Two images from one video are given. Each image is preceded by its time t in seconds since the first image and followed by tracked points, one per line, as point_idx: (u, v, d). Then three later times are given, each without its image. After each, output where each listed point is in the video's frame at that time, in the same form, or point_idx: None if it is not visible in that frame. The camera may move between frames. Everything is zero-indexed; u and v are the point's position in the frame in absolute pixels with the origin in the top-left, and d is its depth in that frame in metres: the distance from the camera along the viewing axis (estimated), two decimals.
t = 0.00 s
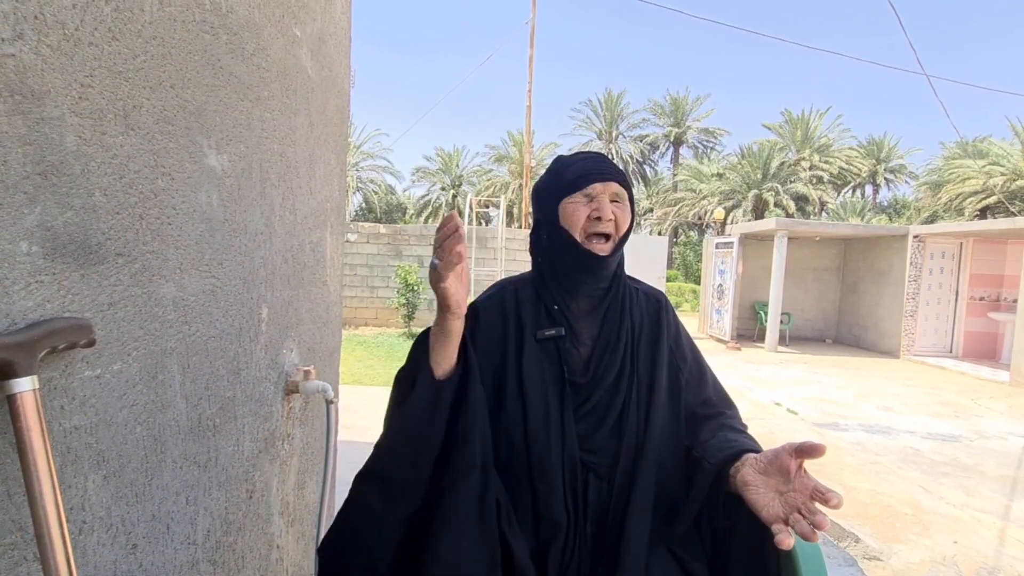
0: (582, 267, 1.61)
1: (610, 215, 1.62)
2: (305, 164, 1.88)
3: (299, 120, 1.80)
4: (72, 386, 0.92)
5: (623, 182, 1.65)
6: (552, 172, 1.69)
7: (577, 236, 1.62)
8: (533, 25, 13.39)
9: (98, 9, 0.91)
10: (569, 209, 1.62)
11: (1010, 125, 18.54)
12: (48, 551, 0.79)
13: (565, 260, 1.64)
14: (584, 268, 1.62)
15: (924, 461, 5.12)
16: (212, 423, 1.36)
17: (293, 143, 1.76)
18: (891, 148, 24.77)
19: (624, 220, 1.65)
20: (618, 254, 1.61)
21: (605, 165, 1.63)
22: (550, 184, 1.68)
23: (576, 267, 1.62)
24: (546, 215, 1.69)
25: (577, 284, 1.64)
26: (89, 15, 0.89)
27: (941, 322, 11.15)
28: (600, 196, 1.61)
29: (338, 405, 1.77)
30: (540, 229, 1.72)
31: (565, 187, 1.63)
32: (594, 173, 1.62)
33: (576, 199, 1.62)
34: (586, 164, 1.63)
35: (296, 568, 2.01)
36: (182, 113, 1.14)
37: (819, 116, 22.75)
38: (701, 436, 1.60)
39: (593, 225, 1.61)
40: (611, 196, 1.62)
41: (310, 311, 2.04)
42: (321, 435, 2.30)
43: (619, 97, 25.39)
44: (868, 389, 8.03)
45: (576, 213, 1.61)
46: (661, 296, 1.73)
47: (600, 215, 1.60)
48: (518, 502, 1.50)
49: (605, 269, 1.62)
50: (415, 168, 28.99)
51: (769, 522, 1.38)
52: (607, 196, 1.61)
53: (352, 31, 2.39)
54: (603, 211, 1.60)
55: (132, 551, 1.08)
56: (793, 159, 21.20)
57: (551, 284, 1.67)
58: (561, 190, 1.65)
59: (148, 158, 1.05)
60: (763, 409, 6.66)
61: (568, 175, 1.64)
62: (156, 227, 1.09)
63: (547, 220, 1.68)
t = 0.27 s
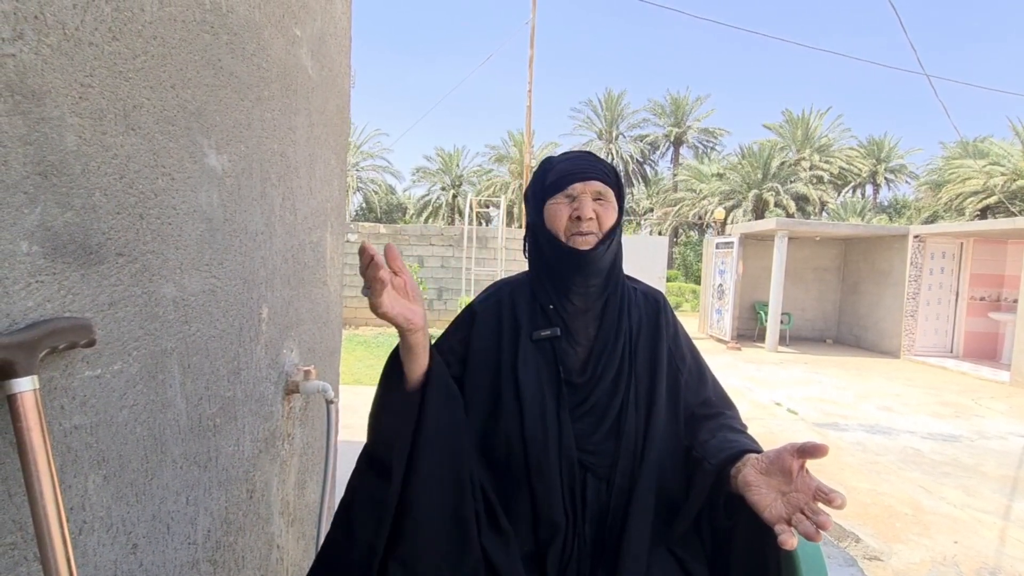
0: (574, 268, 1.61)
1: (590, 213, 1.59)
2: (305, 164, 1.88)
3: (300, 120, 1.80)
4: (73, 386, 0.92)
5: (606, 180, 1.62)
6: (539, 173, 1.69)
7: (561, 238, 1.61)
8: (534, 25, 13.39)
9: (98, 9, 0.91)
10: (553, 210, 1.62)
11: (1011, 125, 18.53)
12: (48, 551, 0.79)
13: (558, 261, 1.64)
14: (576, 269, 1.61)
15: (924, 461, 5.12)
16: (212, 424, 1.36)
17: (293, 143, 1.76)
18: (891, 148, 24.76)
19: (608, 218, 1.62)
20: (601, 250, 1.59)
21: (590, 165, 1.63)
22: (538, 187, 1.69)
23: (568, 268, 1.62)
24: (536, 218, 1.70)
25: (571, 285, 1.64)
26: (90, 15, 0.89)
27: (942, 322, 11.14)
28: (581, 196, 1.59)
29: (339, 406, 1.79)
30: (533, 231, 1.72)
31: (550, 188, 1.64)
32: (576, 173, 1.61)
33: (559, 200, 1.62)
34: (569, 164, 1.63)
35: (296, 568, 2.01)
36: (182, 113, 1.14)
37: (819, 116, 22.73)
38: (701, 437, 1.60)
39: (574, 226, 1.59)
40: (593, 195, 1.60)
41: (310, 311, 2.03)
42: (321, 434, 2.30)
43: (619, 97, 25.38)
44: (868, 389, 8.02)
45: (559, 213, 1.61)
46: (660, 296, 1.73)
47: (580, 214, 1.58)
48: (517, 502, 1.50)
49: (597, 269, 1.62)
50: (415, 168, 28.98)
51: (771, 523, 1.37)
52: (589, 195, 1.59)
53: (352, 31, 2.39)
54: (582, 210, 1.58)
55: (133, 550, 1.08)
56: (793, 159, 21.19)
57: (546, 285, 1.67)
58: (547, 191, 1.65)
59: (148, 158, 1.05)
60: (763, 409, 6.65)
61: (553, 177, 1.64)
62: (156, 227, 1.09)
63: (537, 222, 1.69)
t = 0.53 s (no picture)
0: (573, 270, 1.61)
1: (591, 217, 1.60)
2: (305, 165, 1.88)
3: (300, 122, 1.80)
4: (72, 388, 0.92)
5: (606, 184, 1.63)
6: (539, 175, 1.69)
7: (561, 240, 1.62)
8: (533, 26, 13.39)
9: (98, 11, 0.91)
10: (553, 212, 1.62)
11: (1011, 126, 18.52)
12: (48, 552, 0.79)
13: (557, 263, 1.64)
14: (574, 271, 1.61)
15: (924, 462, 5.12)
16: (211, 425, 1.36)
17: (293, 144, 1.76)
18: (891, 149, 24.76)
19: (608, 222, 1.62)
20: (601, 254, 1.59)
21: (590, 168, 1.63)
22: (537, 188, 1.69)
23: (568, 270, 1.62)
24: (535, 220, 1.70)
25: (570, 287, 1.63)
26: (89, 17, 0.89)
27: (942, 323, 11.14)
28: (581, 200, 1.60)
29: (338, 406, 1.79)
30: (532, 232, 1.72)
31: (550, 190, 1.64)
32: (576, 176, 1.61)
33: (559, 203, 1.62)
34: (569, 167, 1.63)
35: (296, 569, 2.01)
36: (181, 115, 1.14)
37: (819, 116, 22.74)
38: (701, 438, 1.60)
39: (574, 229, 1.60)
40: (593, 199, 1.60)
41: (310, 312, 2.04)
42: (321, 435, 2.30)
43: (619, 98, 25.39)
44: (868, 390, 8.03)
45: (559, 217, 1.61)
46: (660, 297, 1.73)
47: (581, 218, 1.58)
48: (517, 503, 1.50)
49: (596, 271, 1.62)
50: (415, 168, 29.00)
51: (769, 524, 1.37)
52: (588, 199, 1.59)
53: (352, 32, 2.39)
54: (583, 214, 1.59)
55: (132, 552, 1.08)
56: (793, 160, 21.19)
57: (546, 287, 1.67)
58: (546, 193, 1.65)
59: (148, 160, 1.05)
60: (763, 410, 6.65)
61: (553, 179, 1.64)
62: (156, 229, 1.09)
63: (536, 224, 1.69)
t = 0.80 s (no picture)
0: (573, 271, 1.61)
1: (594, 219, 1.60)
2: (305, 165, 1.88)
3: (299, 122, 1.80)
4: (72, 388, 0.92)
5: (610, 185, 1.63)
6: (541, 176, 1.69)
7: (562, 241, 1.61)
8: (533, 26, 13.39)
9: (98, 10, 0.91)
10: (555, 213, 1.62)
11: (1011, 127, 18.51)
12: (47, 551, 0.79)
13: (558, 264, 1.64)
14: (574, 273, 1.61)
15: (924, 462, 5.12)
16: (211, 425, 1.36)
17: (293, 144, 1.76)
18: (891, 149, 24.77)
19: (611, 224, 1.62)
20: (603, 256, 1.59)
21: (593, 169, 1.63)
22: (540, 190, 1.69)
23: (568, 271, 1.61)
24: (537, 220, 1.69)
25: (571, 287, 1.63)
26: (89, 17, 0.90)
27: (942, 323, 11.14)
28: (584, 201, 1.60)
29: (338, 406, 1.79)
30: (533, 233, 1.72)
31: (552, 191, 1.64)
32: (579, 177, 1.61)
33: (561, 204, 1.62)
34: (572, 167, 1.63)
35: (295, 569, 2.01)
36: (181, 115, 1.14)
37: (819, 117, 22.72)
38: (701, 439, 1.60)
39: (576, 230, 1.60)
40: (596, 200, 1.60)
41: (310, 313, 2.04)
42: (321, 435, 2.30)
43: (619, 98, 25.39)
44: (868, 391, 8.03)
45: (562, 217, 1.61)
46: (660, 298, 1.73)
47: (583, 220, 1.59)
48: (517, 503, 1.50)
49: (596, 272, 1.61)
50: (415, 169, 28.99)
51: (768, 524, 1.37)
52: (592, 200, 1.59)
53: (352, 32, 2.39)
54: (586, 216, 1.59)
55: (132, 552, 1.08)
56: (793, 160, 21.19)
57: (547, 288, 1.67)
58: (548, 195, 1.65)
59: (148, 160, 1.05)
60: (763, 410, 6.65)
61: (555, 180, 1.64)
62: (155, 229, 1.09)
63: (537, 225, 1.69)
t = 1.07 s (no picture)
0: (572, 272, 1.61)
1: (594, 219, 1.60)
2: (305, 166, 1.88)
3: (300, 122, 1.80)
4: (72, 387, 0.92)
5: (610, 185, 1.63)
6: (541, 176, 1.69)
7: (562, 241, 1.62)
8: (534, 26, 13.39)
9: (98, 11, 0.91)
10: (555, 212, 1.62)
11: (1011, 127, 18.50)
12: (46, 550, 0.79)
13: (557, 264, 1.64)
14: (574, 274, 1.61)
15: (924, 463, 5.12)
16: (211, 425, 1.36)
17: (293, 145, 1.76)
18: (891, 149, 24.77)
19: (610, 224, 1.63)
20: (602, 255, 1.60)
21: (593, 169, 1.63)
22: (540, 189, 1.69)
23: (567, 272, 1.62)
24: (536, 218, 1.69)
25: (570, 288, 1.63)
26: (89, 17, 0.90)
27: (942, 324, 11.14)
28: (584, 201, 1.60)
29: (338, 406, 1.79)
30: (533, 232, 1.72)
31: (551, 192, 1.64)
32: (579, 176, 1.61)
33: (562, 204, 1.62)
34: (572, 167, 1.63)
35: (295, 569, 2.01)
36: (181, 115, 1.14)
37: (819, 117, 22.71)
38: (701, 439, 1.59)
39: (576, 230, 1.60)
40: (596, 201, 1.61)
41: (310, 313, 2.04)
42: (321, 435, 2.30)
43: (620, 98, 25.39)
44: (868, 391, 8.02)
45: (561, 217, 1.61)
46: (660, 298, 1.73)
47: (583, 219, 1.59)
48: (517, 504, 1.50)
49: (596, 272, 1.62)
50: (415, 169, 28.98)
51: (769, 524, 1.37)
52: (591, 200, 1.60)
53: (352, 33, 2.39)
54: (586, 216, 1.59)
55: (132, 552, 1.08)
56: (793, 161, 21.20)
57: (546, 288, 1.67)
58: (548, 194, 1.65)
59: (148, 160, 1.05)
60: (763, 410, 6.65)
61: (555, 180, 1.64)
62: (156, 229, 1.09)
63: (537, 224, 1.69)
